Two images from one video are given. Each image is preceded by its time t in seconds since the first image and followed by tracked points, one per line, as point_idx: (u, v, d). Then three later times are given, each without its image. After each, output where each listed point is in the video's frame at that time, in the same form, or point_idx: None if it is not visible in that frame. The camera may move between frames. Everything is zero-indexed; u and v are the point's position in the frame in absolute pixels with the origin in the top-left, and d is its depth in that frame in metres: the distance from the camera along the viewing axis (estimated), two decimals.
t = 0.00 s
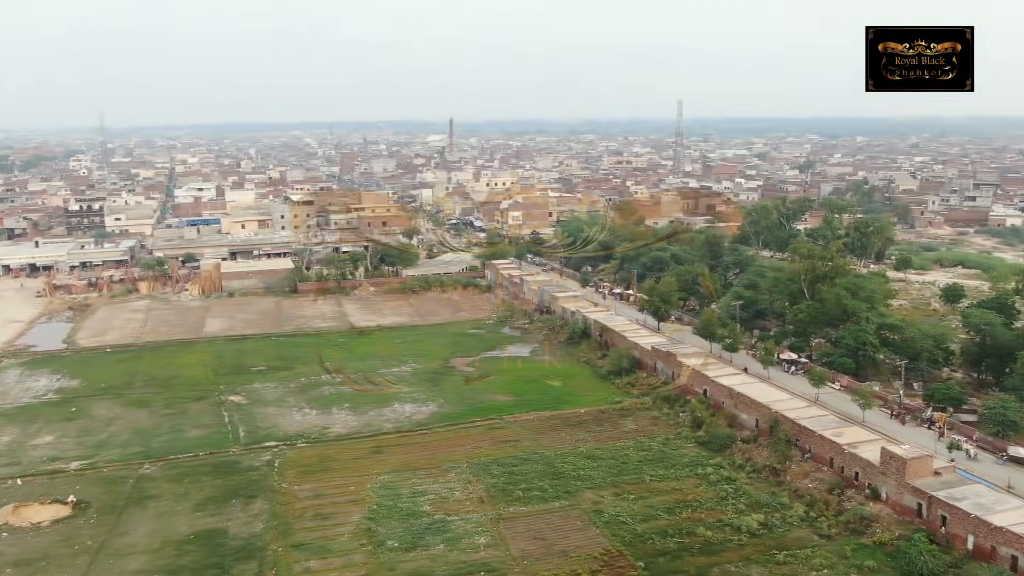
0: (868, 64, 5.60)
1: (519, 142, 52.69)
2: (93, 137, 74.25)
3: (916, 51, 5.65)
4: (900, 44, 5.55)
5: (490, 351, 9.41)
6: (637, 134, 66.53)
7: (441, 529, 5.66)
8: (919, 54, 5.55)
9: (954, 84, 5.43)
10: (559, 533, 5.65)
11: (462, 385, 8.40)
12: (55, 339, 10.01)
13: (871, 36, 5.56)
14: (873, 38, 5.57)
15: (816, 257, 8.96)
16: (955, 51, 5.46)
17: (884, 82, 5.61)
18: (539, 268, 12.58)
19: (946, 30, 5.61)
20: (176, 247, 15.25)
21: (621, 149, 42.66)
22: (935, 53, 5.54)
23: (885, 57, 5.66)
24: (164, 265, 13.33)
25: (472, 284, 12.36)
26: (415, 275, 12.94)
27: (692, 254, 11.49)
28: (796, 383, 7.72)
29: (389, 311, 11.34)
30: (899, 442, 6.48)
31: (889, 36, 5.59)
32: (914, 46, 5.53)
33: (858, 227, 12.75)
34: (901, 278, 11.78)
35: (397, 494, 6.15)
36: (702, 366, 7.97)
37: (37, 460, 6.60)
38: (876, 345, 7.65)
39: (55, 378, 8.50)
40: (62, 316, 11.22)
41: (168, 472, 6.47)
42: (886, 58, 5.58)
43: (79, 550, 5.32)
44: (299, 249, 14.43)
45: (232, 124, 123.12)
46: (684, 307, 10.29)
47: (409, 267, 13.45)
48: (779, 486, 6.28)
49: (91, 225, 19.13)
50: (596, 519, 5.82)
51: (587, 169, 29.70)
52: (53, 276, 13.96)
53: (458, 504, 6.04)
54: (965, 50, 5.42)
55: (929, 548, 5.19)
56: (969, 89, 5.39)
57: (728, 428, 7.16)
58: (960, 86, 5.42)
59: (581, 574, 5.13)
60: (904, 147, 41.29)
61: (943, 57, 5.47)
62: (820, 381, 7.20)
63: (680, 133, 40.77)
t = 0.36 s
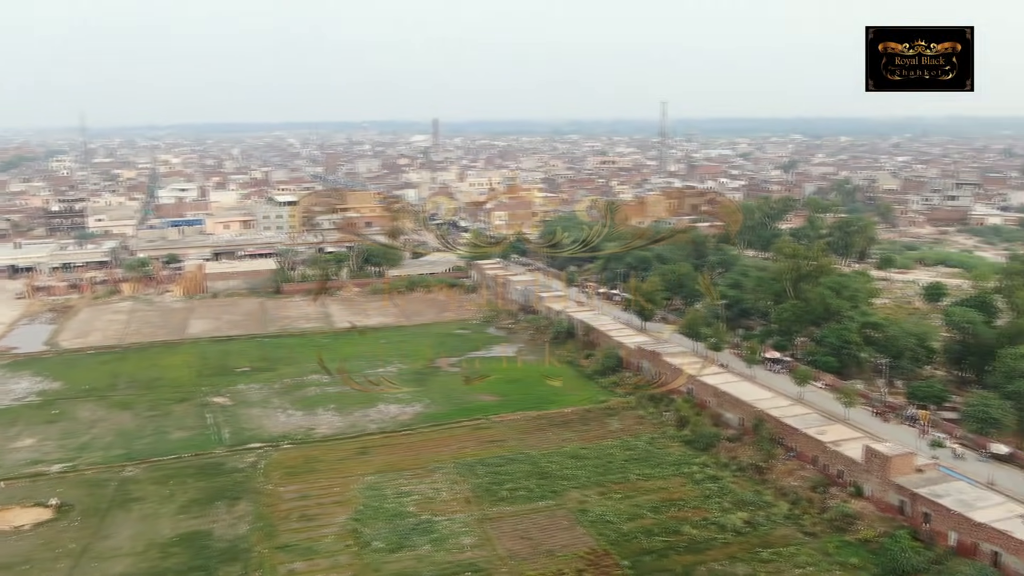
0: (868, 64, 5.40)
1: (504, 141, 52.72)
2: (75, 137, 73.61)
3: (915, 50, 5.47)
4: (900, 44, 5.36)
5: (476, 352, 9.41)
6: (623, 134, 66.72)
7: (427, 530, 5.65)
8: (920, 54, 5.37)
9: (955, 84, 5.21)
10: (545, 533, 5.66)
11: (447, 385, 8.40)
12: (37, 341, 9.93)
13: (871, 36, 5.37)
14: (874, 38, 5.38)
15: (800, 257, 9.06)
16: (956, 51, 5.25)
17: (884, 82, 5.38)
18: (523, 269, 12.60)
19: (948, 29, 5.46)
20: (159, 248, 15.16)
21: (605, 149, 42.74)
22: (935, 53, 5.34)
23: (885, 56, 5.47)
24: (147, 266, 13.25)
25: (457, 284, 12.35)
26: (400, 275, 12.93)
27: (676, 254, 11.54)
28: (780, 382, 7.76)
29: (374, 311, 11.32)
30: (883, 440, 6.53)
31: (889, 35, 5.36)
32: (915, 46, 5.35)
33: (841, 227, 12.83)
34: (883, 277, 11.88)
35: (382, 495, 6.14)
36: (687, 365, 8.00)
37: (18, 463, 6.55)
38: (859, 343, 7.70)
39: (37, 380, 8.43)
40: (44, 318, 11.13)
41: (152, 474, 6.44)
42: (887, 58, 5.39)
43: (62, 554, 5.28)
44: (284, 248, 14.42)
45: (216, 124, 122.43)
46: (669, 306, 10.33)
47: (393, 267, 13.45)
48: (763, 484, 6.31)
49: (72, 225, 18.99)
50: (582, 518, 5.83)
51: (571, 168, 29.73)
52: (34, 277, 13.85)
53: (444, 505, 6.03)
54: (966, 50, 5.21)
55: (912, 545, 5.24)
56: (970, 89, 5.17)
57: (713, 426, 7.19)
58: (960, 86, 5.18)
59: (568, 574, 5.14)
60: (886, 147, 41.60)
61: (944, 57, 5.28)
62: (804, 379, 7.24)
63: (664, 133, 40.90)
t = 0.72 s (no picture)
0: (868, 64, 5.56)
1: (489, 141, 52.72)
2: (57, 138, 73.00)
3: (915, 51, 5.58)
4: (900, 44, 5.49)
5: (460, 352, 9.41)
6: (609, 134, 66.89)
7: (412, 530, 5.65)
8: (920, 54, 5.49)
9: (954, 84, 5.36)
10: (530, 532, 5.66)
11: (431, 385, 8.39)
12: (17, 343, 9.84)
13: (870, 36, 5.55)
14: (872, 38, 5.55)
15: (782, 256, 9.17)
16: (955, 51, 5.43)
17: (884, 82, 5.54)
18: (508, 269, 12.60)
19: (948, 29, 5.48)
20: (141, 249, 15.07)
21: (590, 149, 42.82)
22: (935, 53, 5.47)
23: (885, 56, 5.58)
24: (129, 267, 13.17)
25: (442, 284, 12.36)
26: (384, 276, 12.92)
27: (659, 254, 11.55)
28: (764, 380, 7.80)
29: (358, 312, 11.30)
30: (865, 437, 6.58)
31: (890, 35, 5.52)
32: (915, 46, 5.49)
33: (824, 226, 12.92)
34: (866, 276, 11.97)
35: (367, 496, 6.13)
36: (671, 364, 8.03)
37: None
38: (842, 342, 7.74)
39: (17, 383, 8.35)
40: (24, 320, 11.03)
41: (135, 476, 6.40)
42: (887, 58, 5.52)
43: (43, 557, 5.24)
44: (267, 249, 14.39)
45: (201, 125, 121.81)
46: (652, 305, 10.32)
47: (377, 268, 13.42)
48: (747, 483, 6.34)
49: (53, 226, 18.85)
50: (567, 517, 5.84)
51: (556, 169, 29.77)
52: (15, 279, 13.73)
53: (429, 505, 6.03)
54: (965, 50, 5.39)
55: (895, 542, 5.28)
56: (970, 89, 5.34)
57: (697, 425, 7.22)
58: (960, 85, 5.36)
59: (552, 574, 5.14)
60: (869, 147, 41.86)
61: (943, 57, 5.42)
62: (787, 378, 7.28)
63: (648, 133, 41.02)
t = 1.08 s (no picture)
0: (868, 64, 5.58)
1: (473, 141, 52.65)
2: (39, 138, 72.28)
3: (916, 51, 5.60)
4: (901, 44, 5.52)
5: (445, 352, 9.40)
6: (595, 134, 67.03)
7: (398, 531, 5.64)
8: (919, 54, 5.51)
9: (954, 84, 5.36)
10: (516, 532, 5.66)
11: (416, 386, 8.38)
12: None
13: (870, 36, 5.59)
14: (872, 38, 5.58)
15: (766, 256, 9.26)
16: (955, 51, 5.43)
17: (884, 82, 5.56)
18: (492, 269, 12.61)
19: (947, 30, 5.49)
20: (123, 250, 14.97)
21: (574, 149, 42.86)
22: (936, 53, 5.48)
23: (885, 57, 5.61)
24: (111, 268, 13.08)
25: (427, 285, 12.36)
26: (368, 277, 12.89)
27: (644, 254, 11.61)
28: (748, 379, 7.84)
29: (342, 313, 11.27)
30: (848, 436, 6.62)
31: (890, 35, 5.55)
32: (915, 46, 5.52)
33: (807, 225, 12.98)
34: (849, 275, 12.04)
35: (352, 497, 6.11)
36: (656, 364, 8.06)
37: None
38: (825, 340, 7.79)
39: None
40: (4, 322, 10.92)
41: (118, 479, 6.36)
42: (887, 58, 5.54)
43: (24, 561, 5.20)
44: (251, 250, 14.32)
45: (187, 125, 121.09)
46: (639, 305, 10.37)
47: (362, 268, 13.41)
48: (732, 481, 6.37)
49: (33, 228, 18.68)
50: (553, 517, 5.85)
51: (541, 169, 29.78)
52: None
53: (415, 506, 6.02)
54: (965, 50, 5.39)
55: (878, 538, 5.32)
56: (970, 88, 5.32)
57: (682, 424, 7.25)
58: (960, 85, 5.34)
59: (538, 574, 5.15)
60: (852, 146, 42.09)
61: (943, 57, 5.43)
62: (771, 377, 7.32)
63: (632, 133, 41.10)
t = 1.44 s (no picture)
0: (868, 64, 5.62)
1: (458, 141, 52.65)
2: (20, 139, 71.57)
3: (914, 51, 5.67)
4: (900, 44, 5.57)
5: (429, 352, 9.40)
6: (581, 135, 67.17)
7: (383, 532, 5.62)
8: (919, 54, 5.58)
9: (954, 84, 5.44)
10: (501, 533, 5.66)
11: (400, 386, 8.37)
12: None
13: (869, 36, 5.63)
14: (872, 38, 5.62)
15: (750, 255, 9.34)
16: (954, 51, 5.50)
17: (884, 82, 5.59)
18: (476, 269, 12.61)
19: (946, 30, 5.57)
20: (104, 251, 14.86)
21: (559, 150, 42.92)
22: (935, 53, 5.54)
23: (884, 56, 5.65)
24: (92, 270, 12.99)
25: (411, 285, 12.35)
26: (352, 277, 12.87)
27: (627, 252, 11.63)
28: (732, 378, 7.87)
29: (326, 313, 11.24)
30: (831, 434, 6.66)
31: (890, 34, 5.58)
32: (914, 46, 5.58)
33: (790, 225, 13.06)
34: (831, 274, 12.12)
35: (336, 498, 6.10)
36: (641, 363, 8.08)
37: None
38: (808, 339, 7.85)
39: None
40: None
41: (100, 482, 6.31)
42: (886, 58, 5.58)
43: (5, 566, 5.15)
44: (234, 251, 14.26)
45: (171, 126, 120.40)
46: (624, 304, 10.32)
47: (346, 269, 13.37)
48: (716, 480, 6.39)
49: (13, 229, 18.53)
50: (538, 517, 5.85)
51: (525, 169, 29.79)
52: None
53: (399, 506, 6.01)
54: (965, 50, 5.46)
55: (861, 535, 5.36)
56: (970, 89, 5.42)
57: (667, 423, 7.27)
58: (959, 85, 5.43)
59: (523, 573, 5.15)
60: (835, 146, 42.35)
61: (943, 57, 5.50)
62: (755, 375, 7.35)
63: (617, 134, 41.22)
